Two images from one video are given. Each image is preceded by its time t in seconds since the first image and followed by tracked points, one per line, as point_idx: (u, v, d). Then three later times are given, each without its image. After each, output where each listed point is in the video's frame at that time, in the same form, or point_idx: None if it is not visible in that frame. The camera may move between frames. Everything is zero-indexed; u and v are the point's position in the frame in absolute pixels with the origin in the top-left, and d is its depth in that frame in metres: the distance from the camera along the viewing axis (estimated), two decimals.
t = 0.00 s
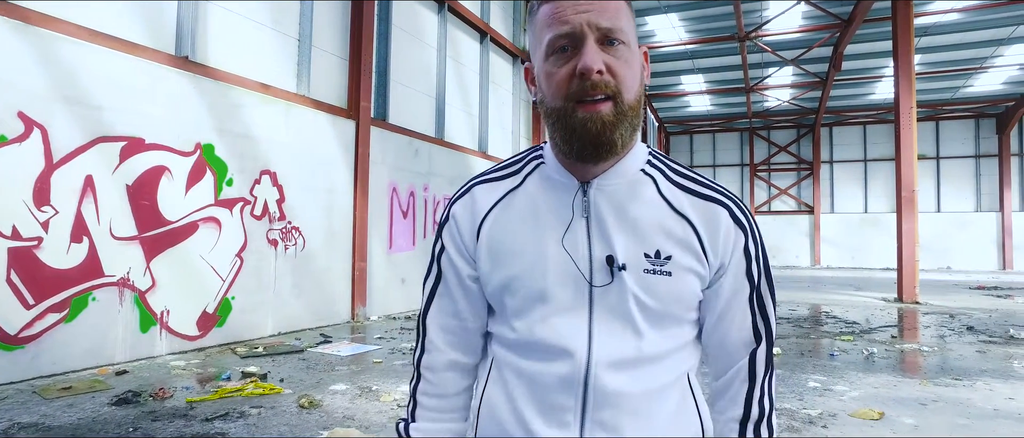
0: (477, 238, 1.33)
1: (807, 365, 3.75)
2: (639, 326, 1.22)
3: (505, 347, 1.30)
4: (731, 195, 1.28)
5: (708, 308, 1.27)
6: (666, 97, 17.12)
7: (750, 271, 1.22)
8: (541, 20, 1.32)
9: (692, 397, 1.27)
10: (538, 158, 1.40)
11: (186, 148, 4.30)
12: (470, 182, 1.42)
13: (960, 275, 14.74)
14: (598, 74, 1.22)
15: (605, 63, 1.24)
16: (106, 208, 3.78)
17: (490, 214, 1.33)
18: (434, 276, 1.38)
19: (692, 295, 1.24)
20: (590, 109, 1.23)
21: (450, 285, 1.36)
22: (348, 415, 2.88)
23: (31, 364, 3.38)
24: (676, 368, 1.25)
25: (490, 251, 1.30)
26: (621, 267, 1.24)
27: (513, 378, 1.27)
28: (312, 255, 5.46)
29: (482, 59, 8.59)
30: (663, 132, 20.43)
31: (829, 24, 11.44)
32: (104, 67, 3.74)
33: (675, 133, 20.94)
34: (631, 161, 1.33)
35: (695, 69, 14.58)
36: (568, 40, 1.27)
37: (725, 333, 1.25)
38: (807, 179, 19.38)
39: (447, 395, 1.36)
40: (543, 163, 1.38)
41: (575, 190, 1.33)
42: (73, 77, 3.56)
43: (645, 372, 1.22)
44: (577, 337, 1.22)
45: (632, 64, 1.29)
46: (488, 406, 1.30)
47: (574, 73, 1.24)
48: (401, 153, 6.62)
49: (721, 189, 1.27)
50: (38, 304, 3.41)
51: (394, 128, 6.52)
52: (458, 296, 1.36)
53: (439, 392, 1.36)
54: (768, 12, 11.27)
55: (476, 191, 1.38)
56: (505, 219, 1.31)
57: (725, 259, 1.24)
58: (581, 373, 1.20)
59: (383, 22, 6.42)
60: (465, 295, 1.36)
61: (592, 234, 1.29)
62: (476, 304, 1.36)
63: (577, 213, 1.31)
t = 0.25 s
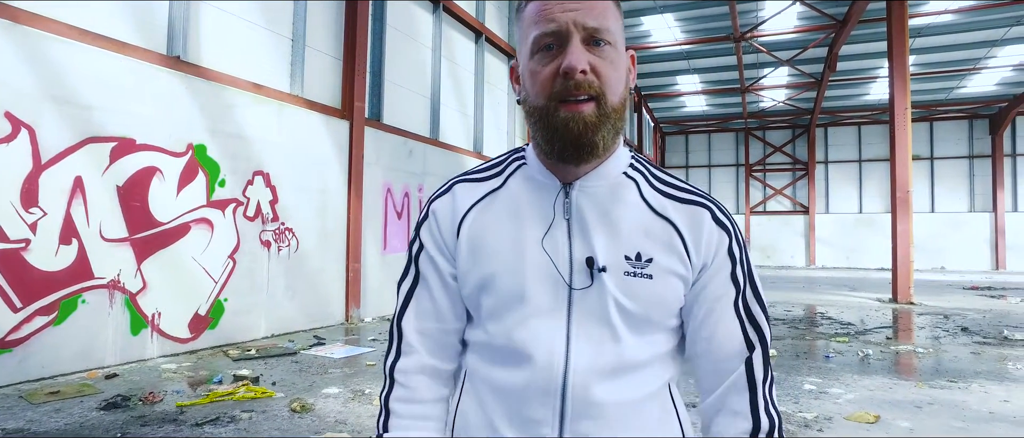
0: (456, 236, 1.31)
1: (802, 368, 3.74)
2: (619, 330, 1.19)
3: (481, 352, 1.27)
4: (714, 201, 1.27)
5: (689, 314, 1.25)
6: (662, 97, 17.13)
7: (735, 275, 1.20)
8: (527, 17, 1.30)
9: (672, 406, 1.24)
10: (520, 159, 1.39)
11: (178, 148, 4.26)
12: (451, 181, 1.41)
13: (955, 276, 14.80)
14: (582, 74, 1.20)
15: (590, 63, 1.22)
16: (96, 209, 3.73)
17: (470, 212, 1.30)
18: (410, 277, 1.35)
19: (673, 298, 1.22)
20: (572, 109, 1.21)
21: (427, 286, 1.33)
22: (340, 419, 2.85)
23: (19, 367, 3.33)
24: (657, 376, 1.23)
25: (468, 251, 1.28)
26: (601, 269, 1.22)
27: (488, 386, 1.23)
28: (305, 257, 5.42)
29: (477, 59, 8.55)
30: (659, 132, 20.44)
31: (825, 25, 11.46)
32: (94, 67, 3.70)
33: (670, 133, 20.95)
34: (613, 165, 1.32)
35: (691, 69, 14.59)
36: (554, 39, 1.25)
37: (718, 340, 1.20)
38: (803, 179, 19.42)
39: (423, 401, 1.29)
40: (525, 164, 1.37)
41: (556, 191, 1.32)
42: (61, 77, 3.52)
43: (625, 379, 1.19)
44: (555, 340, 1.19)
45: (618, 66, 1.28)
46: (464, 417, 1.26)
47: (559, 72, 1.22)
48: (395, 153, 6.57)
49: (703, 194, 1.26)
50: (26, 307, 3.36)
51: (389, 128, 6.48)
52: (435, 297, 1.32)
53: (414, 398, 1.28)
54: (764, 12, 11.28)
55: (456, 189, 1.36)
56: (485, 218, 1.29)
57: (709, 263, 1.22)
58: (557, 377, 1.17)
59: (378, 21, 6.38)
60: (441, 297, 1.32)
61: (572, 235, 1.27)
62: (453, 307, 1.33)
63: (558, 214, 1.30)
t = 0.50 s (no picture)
0: (431, 245, 1.31)
1: (797, 369, 3.73)
2: (598, 341, 1.19)
3: (458, 363, 1.26)
4: (692, 211, 1.28)
5: (668, 325, 1.25)
6: (658, 97, 17.13)
7: (713, 286, 1.22)
8: (511, 24, 1.30)
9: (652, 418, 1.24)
10: (497, 169, 1.40)
11: (170, 149, 4.22)
12: (425, 191, 1.40)
13: (950, 276, 14.84)
14: (561, 82, 1.19)
15: (569, 72, 1.22)
16: (86, 211, 3.69)
17: (446, 220, 1.30)
18: (386, 289, 1.34)
19: (653, 307, 1.22)
20: (547, 114, 1.20)
21: (402, 296, 1.32)
22: (333, 423, 2.83)
23: (7, 371, 3.30)
24: (638, 390, 1.23)
25: (444, 261, 1.27)
26: (579, 278, 1.22)
27: (465, 398, 1.23)
28: (300, 258, 5.38)
29: (473, 59, 8.53)
30: (655, 132, 20.45)
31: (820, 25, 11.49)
32: (84, 66, 3.65)
33: (666, 133, 20.98)
34: (590, 174, 1.33)
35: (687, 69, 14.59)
36: (535, 46, 1.25)
37: (696, 349, 1.20)
38: (798, 179, 19.46)
39: (403, 416, 1.29)
40: (502, 175, 1.37)
41: (534, 201, 1.32)
42: (51, 77, 3.48)
43: (604, 391, 1.19)
44: (532, 351, 1.19)
45: (599, 77, 1.27)
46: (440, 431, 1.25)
47: (537, 79, 1.21)
48: (390, 154, 6.55)
49: (681, 204, 1.27)
50: (14, 309, 3.32)
51: (383, 129, 6.45)
52: (411, 308, 1.32)
53: (393, 413, 1.28)
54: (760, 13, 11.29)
55: (433, 199, 1.36)
56: (461, 227, 1.29)
57: (687, 272, 1.23)
58: (534, 388, 1.17)
59: (372, 21, 6.34)
60: (415, 307, 1.32)
61: (549, 242, 1.28)
62: (429, 318, 1.32)
63: (535, 224, 1.30)
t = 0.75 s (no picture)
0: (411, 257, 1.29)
1: (793, 371, 3.73)
2: (586, 356, 1.19)
3: (441, 376, 1.25)
4: (681, 224, 1.29)
5: (658, 338, 1.26)
6: (654, 97, 17.14)
7: (702, 300, 1.23)
8: (518, 26, 1.34)
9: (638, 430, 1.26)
10: (482, 180, 1.39)
11: (163, 150, 4.19)
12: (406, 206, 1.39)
13: (944, 276, 14.90)
14: (543, 85, 1.19)
15: (554, 77, 1.22)
16: (78, 213, 3.66)
17: (428, 231, 1.29)
18: (363, 301, 1.33)
19: (641, 321, 1.22)
20: (521, 114, 1.20)
21: (380, 308, 1.31)
22: (326, 427, 2.80)
23: None
24: (629, 404, 1.24)
25: (423, 272, 1.26)
26: (565, 291, 1.22)
27: (448, 412, 1.22)
28: (294, 259, 5.36)
29: (469, 59, 8.51)
30: (651, 132, 20.47)
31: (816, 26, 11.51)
32: (75, 67, 3.62)
33: (662, 133, 21.00)
34: (575, 185, 1.34)
35: (683, 69, 14.60)
36: (531, 48, 1.28)
37: (681, 365, 1.23)
38: (794, 179, 19.50)
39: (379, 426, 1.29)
40: (485, 185, 1.37)
41: (518, 210, 1.32)
42: (41, 78, 3.44)
43: (592, 404, 1.20)
44: (518, 365, 1.19)
45: (588, 93, 1.26)
46: None
47: (522, 78, 1.22)
48: (385, 154, 6.52)
49: (670, 217, 1.28)
50: (4, 312, 3.29)
51: (378, 129, 6.42)
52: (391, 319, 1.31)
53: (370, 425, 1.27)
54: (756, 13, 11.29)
55: (413, 212, 1.34)
56: (443, 238, 1.28)
57: (677, 286, 1.24)
58: (519, 402, 1.17)
59: (367, 20, 6.31)
60: (394, 319, 1.31)
61: (534, 253, 1.28)
62: (411, 329, 1.32)
63: (520, 235, 1.30)
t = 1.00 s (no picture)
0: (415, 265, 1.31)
1: (790, 373, 3.72)
2: (588, 378, 1.20)
3: (441, 389, 1.27)
4: (694, 249, 1.30)
5: (666, 361, 1.27)
6: (652, 97, 17.14)
7: (714, 326, 1.23)
8: (534, 41, 1.32)
9: None
10: (492, 195, 1.41)
11: (157, 151, 4.16)
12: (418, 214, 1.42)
13: (940, 276, 14.93)
14: (563, 110, 1.20)
15: (574, 101, 1.23)
16: (70, 214, 3.63)
17: (431, 244, 1.31)
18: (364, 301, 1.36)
19: (646, 344, 1.22)
20: (541, 142, 1.22)
21: (383, 314, 1.33)
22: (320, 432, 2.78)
23: None
24: (634, 426, 1.25)
25: (425, 285, 1.27)
26: (569, 311, 1.23)
27: (448, 426, 1.24)
28: (290, 261, 5.33)
29: (465, 59, 8.48)
30: (649, 132, 20.48)
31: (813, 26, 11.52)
32: (68, 67, 3.59)
33: (659, 133, 21.00)
34: (588, 204, 1.34)
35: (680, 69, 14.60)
36: (549, 67, 1.27)
37: (703, 390, 1.24)
38: (791, 180, 19.52)
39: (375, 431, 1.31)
40: (496, 200, 1.38)
41: (525, 227, 1.33)
42: (33, 78, 3.41)
43: (592, 425, 1.20)
44: (519, 384, 1.20)
45: (605, 114, 1.29)
46: None
47: (542, 100, 1.23)
48: (381, 154, 6.49)
49: (683, 242, 1.29)
50: None
51: (374, 129, 6.39)
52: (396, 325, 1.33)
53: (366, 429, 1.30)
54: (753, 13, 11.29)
55: (424, 222, 1.37)
56: (447, 250, 1.29)
57: (685, 311, 1.24)
58: (516, 419, 1.18)
59: (364, 21, 6.29)
60: (392, 322, 1.33)
61: (540, 271, 1.29)
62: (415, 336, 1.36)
63: (527, 251, 1.31)
